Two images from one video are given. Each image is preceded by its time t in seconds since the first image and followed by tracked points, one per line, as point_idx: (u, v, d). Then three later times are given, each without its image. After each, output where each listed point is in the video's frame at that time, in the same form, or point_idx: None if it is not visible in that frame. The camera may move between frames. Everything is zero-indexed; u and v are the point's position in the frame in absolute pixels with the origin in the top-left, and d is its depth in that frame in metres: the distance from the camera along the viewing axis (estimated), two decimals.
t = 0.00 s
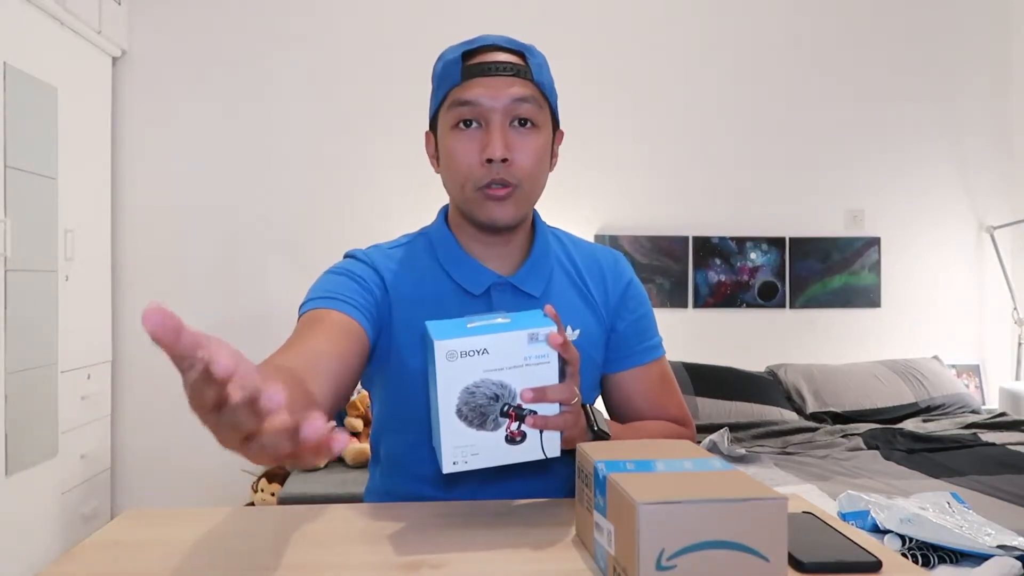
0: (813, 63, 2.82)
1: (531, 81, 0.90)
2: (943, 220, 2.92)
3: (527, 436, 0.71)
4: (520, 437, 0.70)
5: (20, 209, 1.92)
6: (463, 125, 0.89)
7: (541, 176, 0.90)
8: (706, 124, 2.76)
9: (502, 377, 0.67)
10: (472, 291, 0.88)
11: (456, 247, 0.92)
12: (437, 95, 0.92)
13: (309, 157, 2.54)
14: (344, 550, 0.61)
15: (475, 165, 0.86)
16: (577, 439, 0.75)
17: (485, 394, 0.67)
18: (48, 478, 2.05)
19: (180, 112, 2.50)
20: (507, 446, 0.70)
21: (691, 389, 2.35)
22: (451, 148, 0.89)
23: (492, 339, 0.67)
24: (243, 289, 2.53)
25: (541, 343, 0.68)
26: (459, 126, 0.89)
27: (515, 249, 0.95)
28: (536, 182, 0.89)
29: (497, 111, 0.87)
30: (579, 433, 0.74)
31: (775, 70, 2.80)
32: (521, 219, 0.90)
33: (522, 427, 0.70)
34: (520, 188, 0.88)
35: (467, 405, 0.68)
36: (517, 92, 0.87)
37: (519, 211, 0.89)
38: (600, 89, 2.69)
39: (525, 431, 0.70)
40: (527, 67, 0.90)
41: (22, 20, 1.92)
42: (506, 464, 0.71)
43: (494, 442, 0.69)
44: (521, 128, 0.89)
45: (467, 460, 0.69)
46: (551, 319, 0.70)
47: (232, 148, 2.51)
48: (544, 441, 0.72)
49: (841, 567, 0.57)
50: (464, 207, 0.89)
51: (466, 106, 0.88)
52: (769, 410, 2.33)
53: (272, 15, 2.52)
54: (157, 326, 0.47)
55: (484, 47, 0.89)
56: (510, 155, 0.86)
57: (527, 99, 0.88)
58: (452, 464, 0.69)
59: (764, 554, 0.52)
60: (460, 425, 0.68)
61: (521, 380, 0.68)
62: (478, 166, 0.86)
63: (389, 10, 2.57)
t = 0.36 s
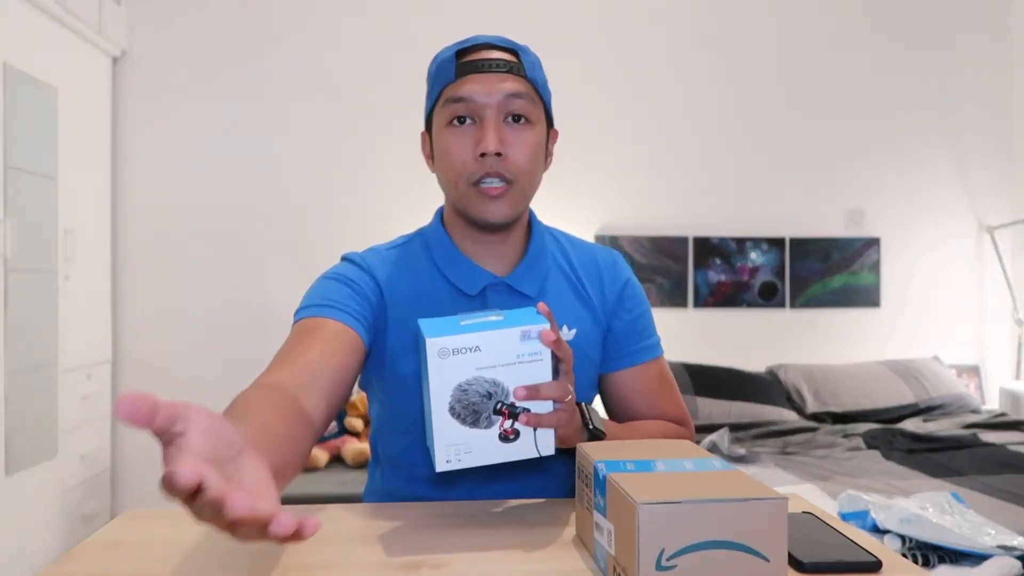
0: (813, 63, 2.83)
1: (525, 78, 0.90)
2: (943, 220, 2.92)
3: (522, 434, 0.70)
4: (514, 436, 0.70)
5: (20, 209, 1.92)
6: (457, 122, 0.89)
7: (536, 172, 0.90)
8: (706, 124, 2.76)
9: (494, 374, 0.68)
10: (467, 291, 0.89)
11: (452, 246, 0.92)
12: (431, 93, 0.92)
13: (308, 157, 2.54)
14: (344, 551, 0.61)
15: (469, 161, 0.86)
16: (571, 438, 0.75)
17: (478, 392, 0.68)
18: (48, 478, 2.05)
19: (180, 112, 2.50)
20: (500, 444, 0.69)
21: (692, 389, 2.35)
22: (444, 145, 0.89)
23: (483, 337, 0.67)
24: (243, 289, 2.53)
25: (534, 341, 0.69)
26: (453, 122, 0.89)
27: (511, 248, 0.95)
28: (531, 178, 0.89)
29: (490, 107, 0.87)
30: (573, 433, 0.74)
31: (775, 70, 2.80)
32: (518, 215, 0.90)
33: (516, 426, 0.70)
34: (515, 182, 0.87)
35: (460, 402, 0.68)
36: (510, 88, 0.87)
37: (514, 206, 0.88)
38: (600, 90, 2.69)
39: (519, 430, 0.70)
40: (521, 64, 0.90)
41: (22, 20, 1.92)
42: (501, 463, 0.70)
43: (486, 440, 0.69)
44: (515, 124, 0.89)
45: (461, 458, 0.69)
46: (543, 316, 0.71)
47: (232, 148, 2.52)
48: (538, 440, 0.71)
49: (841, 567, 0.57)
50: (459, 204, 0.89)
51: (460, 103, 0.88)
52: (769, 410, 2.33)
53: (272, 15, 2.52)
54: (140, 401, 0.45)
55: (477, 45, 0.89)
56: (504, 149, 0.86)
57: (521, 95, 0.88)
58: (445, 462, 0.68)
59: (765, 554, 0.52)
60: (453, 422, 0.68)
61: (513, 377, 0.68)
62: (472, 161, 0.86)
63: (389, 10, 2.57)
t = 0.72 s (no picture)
0: (813, 63, 2.83)
1: (526, 79, 0.90)
2: (943, 220, 2.92)
3: (518, 433, 0.70)
4: (511, 434, 0.70)
5: (19, 209, 1.92)
6: (458, 122, 0.89)
7: (535, 172, 0.90)
8: (706, 124, 2.76)
9: (491, 374, 0.67)
10: (465, 291, 0.89)
11: (450, 246, 0.92)
12: (432, 93, 0.92)
13: (308, 157, 2.54)
14: (343, 550, 0.61)
15: (470, 160, 0.86)
16: (568, 438, 0.74)
17: (475, 391, 0.68)
18: (48, 478, 2.05)
19: (180, 112, 2.50)
20: (497, 443, 0.69)
21: (691, 389, 2.35)
22: (445, 144, 0.89)
23: (480, 336, 0.67)
24: (243, 289, 2.53)
25: (531, 341, 0.69)
26: (454, 122, 0.89)
27: (509, 249, 0.95)
28: (530, 177, 0.89)
29: (491, 107, 0.87)
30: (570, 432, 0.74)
31: (775, 70, 2.80)
32: (517, 213, 0.90)
33: (512, 424, 0.69)
34: (515, 182, 0.88)
35: (456, 402, 0.68)
36: (511, 89, 0.87)
37: (512, 205, 0.88)
38: (600, 89, 2.69)
39: (516, 429, 0.70)
40: (522, 66, 0.90)
41: (22, 20, 1.92)
42: (498, 461, 0.70)
43: (483, 439, 0.69)
44: (516, 125, 0.89)
45: (458, 457, 0.69)
46: (540, 316, 0.71)
47: (232, 148, 2.51)
48: (535, 439, 0.71)
49: (841, 567, 0.57)
50: (459, 203, 0.89)
51: (462, 102, 0.88)
52: (768, 410, 2.33)
53: (272, 14, 2.52)
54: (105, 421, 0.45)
55: (478, 46, 0.89)
56: (504, 149, 0.86)
57: (521, 96, 0.88)
58: (441, 461, 0.69)
59: (765, 554, 0.52)
60: (450, 421, 0.68)
61: (510, 377, 0.68)
62: (473, 160, 0.86)
63: (389, 10, 2.57)
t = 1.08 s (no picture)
0: (813, 63, 2.83)
1: (528, 80, 0.90)
2: (943, 220, 2.92)
3: (534, 431, 0.70)
4: (526, 433, 0.70)
5: (19, 209, 1.92)
6: (462, 124, 0.89)
7: (539, 172, 0.90)
8: (706, 124, 2.76)
9: (507, 371, 0.67)
10: (469, 291, 0.89)
11: (454, 246, 0.92)
12: (433, 95, 0.92)
13: (308, 157, 2.54)
14: (343, 550, 0.61)
15: (475, 163, 0.86)
16: (582, 434, 0.75)
17: (491, 389, 0.68)
18: (48, 477, 2.05)
19: (180, 112, 2.50)
20: (513, 441, 0.69)
21: (691, 389, 2.35)
22: (450, 146, 0.89)
23: (496, 334, 0.67)
24: (243, 290, 2.53)
25: (547, 338, 0.69)
26: (458, 124, 0.89)
27: (512, 248, 0.95)
28: (535, 179, 0.89)
29: (495, 109, 0.87)
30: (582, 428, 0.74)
31: (775, 70, 2.80)
32: (523, 214, 0.90)
33: (528, 422, 0.70)
34: (521, 183, 0.88)
35: (473, 401, 0.67)
36: (515, 90, 0.87)
37: (518, 206, 0.88)
38: (600, 90, 2.69)
39: (531, 426, 0.70)
40: (524, 66, 0.90)
41: (22, 20, 1.92)
42: (513, 460, 0.70)
43: (500, 438, 0.69)
44: (520, 126, 0.89)
45: (474, 456, 0.69)
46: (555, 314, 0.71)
47: (232, 149, 2.52)
48: (550, 437, 0.71)
49: (841, 567, 0.57)
50: (464, 204, 0.89)
51: (466, 105, 0.88)
52: (769, 410, 2.33)
53: (272, 14, 2.52)
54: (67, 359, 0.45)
55: (480, 46, 0.89)
56: (510, 151, 0.86)
57: (525, 98, 0.88)
58: (459, 461, 0.68)
59: (764, 553, 0.52)
60: (467, 420, 0.68)
61: (526, 374, 0.68)
62: (478, 163, 0.86)
63: (389, 10, 2.57)
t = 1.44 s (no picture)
0: (814, 63, 2.83)
1: (546, 98, 0.88)
2: (943, 220, 2.92)
3: (521, 433, 0.70)
4: (512, 434, 0.70)
5: (19, 209, 1.92)
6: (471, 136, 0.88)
7: (543, 192, 0.90)
8: (706, 124, 2.76)
9: (496, 372, 0.68)
10: (465, 291, 0.89)
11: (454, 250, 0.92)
12: (447, 96, 0.89)
13: (308, 157, 2.54)
14: (343, 551, 0.61)
15: (480, 180, 0.86)
16: (570, 437, 0.75)
17: (480, 389, 0.68)
18: (48, 477, 2.05)
19: (180, 112, 2.50)
20: (498, 442, 0.69)
21: (691, 389, 2.35)
22: (457, 156, 0.88)
23: (488, 334, 0.67)
24: (243, 289, 2.53)
25: (538, 340, 0.69)
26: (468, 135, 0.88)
27: (509, 256, 0.95)
28: (539, 199, 0.89)
29: (508, 128, 0.86)
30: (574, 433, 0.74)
31: (775, 70, 2.80)
32: (519, 232, 0.91)
33: (516, 423, 0.69)
34: (523, 205, 0.88)
35: (460, 400, 0.67)
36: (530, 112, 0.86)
37: (517, 225, 0.89)
38: (600, 90, 2.69)
39: (517, 428, 0.70)
40: (543, 84, 0.88)
41: (22, 20, 1.92)
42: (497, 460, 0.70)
43: (485, 438, 0.69)
44: (530, 145, 0.89)
45: (458, 455, 0.69)
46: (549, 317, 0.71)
47: (232, 148, 2.52)
48: (536, 439, 0.71)
49: (841, 567, 0.57)
50: (465, 216, 0.89)
51: (479, 119, 0.86)
52: (768, 410, 2.33)
53: (272, 14, 2.52)
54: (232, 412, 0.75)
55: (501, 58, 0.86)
56: (516, 173, 0.86)
57: (539, 120, 0.87)
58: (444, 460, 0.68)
59: (764, 554, 0.52)
60: (452, 419, 0.68)
61: (515, 376, 0.68)
62: (483, 181, 0.86)
63: (389, 10, 2.57)
